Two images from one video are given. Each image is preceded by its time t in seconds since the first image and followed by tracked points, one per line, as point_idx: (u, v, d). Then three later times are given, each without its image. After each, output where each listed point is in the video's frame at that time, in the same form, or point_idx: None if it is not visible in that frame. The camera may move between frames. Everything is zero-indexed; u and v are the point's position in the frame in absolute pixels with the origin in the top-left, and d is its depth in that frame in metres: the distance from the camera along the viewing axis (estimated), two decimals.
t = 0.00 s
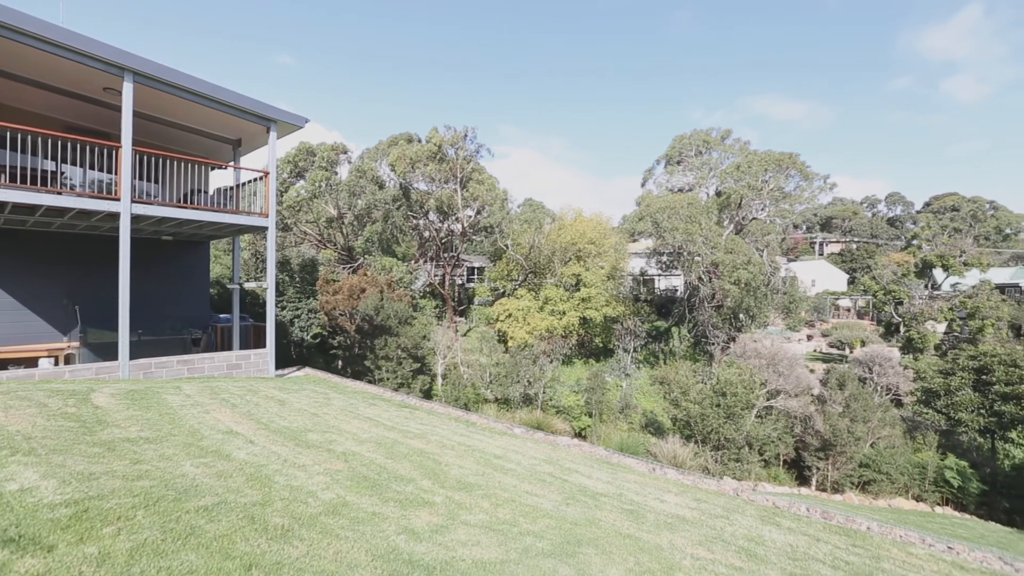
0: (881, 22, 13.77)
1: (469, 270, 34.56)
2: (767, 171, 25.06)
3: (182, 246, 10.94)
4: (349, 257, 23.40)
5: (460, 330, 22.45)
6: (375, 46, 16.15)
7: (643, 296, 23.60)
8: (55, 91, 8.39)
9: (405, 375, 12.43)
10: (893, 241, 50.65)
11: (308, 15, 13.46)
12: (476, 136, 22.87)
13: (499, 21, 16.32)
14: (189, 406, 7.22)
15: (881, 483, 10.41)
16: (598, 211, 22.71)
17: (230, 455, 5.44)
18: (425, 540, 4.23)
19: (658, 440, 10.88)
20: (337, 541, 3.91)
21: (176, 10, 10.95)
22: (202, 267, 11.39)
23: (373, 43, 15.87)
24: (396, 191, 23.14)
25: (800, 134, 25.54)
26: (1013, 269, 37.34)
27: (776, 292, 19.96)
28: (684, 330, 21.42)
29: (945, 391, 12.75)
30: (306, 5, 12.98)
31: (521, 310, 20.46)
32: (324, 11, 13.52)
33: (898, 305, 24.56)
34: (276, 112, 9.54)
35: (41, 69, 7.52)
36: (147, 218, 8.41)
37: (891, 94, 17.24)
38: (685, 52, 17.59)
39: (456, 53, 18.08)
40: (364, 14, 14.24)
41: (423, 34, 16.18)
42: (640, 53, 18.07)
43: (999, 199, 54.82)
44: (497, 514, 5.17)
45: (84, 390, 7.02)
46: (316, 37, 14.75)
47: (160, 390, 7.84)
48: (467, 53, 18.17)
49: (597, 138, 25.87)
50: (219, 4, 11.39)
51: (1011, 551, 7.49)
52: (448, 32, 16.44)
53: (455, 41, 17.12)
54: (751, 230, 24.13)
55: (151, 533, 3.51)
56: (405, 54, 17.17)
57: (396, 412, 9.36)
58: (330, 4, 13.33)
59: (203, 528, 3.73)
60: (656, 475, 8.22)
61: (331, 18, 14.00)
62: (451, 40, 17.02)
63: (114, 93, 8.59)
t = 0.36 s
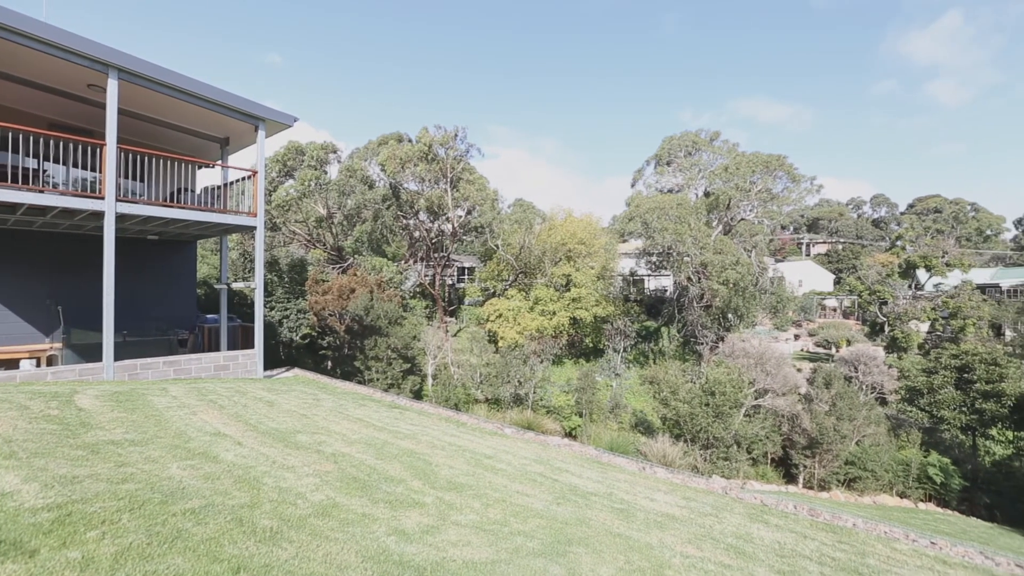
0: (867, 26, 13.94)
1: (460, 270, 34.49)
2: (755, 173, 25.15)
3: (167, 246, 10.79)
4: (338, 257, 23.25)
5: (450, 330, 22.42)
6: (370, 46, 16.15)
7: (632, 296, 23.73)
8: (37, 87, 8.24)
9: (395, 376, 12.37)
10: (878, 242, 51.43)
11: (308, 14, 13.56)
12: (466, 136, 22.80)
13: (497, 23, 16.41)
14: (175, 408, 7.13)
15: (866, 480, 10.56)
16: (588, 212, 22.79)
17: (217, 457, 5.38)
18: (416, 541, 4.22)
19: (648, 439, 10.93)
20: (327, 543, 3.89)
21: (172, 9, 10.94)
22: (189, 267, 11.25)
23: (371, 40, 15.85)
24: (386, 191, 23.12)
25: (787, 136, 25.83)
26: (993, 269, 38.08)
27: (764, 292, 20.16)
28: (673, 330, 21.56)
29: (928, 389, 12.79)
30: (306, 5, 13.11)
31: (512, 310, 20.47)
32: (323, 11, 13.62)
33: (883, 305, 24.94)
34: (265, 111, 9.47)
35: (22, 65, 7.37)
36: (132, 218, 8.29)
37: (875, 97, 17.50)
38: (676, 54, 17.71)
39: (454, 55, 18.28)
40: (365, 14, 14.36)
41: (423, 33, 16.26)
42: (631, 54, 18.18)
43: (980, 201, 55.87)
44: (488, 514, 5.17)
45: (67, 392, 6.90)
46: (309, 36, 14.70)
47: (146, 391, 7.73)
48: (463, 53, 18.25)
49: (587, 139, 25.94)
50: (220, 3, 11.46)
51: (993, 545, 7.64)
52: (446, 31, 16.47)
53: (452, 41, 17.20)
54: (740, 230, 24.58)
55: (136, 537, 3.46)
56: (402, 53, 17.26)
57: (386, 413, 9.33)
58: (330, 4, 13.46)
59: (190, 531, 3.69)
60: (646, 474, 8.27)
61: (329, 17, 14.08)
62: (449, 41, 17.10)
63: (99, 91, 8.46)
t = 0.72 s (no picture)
0: (845, 32, 14.27)
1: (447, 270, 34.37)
2: (740, 175, 25.65)
3: (148, 246, 10.59)
4: (324, 257, 23.03)
5: (438, 330, 22.36)
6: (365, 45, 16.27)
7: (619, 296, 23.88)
8: (13, 82, 8.03)
9: (382, 377, 12.26)
10: (858, 244, 52.42)
11: (305, 14, 13.71)
12: (453, 135, 22.82)
13: (496, 23, 16.46)
14: (156, 410, 7.00)
15: (848, 477, 10.76)
16: (575, 212, 22.88)
17: (200, 460, 5.30)
18: (403, 543, 4.20)
19: (635, 438, 11.00)
20: (312, 546, 3.85)
21: (169, 9, 11.08)
22: (172, 267, 11.09)
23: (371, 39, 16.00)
24: (373, 191, 22.99)
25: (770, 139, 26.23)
26: (969, 270, 39.03)
27: (748, 292, 20.40)
28: (659, 330, 21.72)
29: (907, 387, 13.18)
30: (307, 5, 13.31)
31: (499, 311, 20.47)
32: (323, 11, 13.82)
33: (863, 305, 25.42)
34: (250, 109, 9.35)
35: None
36: (111, 217, 8.12)
37: (855, 101, 17.81)
38: (661, 55, 17.88)
39: (456, 57, 18.50)
40: (364, 14, 14.56)
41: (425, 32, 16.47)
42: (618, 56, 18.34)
43: (956, 204, 57.27)
44: (475, 515, 5.17)
45: (43, 395, 6.74)
46: (299, 35, 14.67)
47: (126, 394, 7.58)
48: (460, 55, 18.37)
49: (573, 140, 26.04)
50: (219, 3, 11.68)
51: (969, 539, 7.86)
52: (445, 30, 16.54)
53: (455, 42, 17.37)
54: (725, 232, 24.96)
55: (116, 543, 3.40)
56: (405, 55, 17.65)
57: (373, 414, 9.27)
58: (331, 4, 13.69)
59: (172, 536, 3.62)
60: (632, 473, 8.33)
61: (331, 17, 14.33)
62: (450, 42, 17.29)
63: (77, 86, 8.28)
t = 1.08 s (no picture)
0: (823, 38, 14.55)
1: (432, 270, 34.17)
2: (721, 176, 25.91)
3: (125, 245, 10.36)
4: (307, 256, 22.75)
5: (422, 330, 22.27)
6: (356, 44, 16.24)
7: (603, 296, 24.03)
8: None
9: (365, 377, 12.16)
10: (836, 245, 53.57)
11: (301, 14, 13.79)
12: (437, 135, 22.85)
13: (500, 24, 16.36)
14: (131, 413, 6.83)
15: (825, 473, 11.04)
16: (560, 212, 22.99)
17: (178, 463, 5.20)
18: (387, 543, 4.18)
19: (618, 437, 11.10)
20: (294, 549, 3.81)
21: (169, 9, 11.35)
22: (150, 265, 10.85)
23: (371, 37, 16.06)
24: (356, 190, 22.81)
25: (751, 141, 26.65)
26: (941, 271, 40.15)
27: (730, 292, 20.72)
28: (643, 330, 21.93)
29: (881, 384, 13.45)
30: (306, 5, 13.44)
31: (483, 310, 20.46)
32: (322, 12, 14.05)
33: (841, 305, 25.99)
34: (230, 105, 9.19)
35: None
36: (85, 214, 7.92)
37: (832, 106, 18.17)
38: (644, 57, 18.04)
39: (455, 57, 18.38)
40: (365, 14, 14.68)
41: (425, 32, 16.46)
42: (602, 57, 18.49)
43: (929, 206, 58.86)
44: (460, 515, 5.16)
45: (12, 398, 6.54)
46: (286, 34, 14.45)
47: (100, 396, 7.39)
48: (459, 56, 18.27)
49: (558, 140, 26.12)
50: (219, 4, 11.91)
51: (940, 532, 8.12)
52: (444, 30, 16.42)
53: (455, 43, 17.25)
54: (707, 233, 25.23)
55: (89, 549, 3.32)
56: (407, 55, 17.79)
57: (357, 415, 9.20)
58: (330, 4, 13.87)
59: (149, 541, 3.55)
60: (616, 471, 8.41)
61: (330, 17, 14.47)
62: (450, 42, 17.23)
63: (49, 80, 8.05)
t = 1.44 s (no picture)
0: (802, 41, 14.80)
1: (416, 270, 33.93)
2: (704, 178, 26.46)
3: (101, 243, 10.10)
4: (289, 255, 22.49)
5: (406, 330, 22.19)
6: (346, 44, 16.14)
7: (588, 296, 24.15)
8: None
9: (349, 378, 12.06)
10: (815, 246, 54.64)
11: (302, 14, 13.73)
12: (421, 134, 22.58)
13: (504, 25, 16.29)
14: (107, 416, 6.66)
15: (804, 469, 11.26)
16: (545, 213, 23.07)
17: (156, 466, 5.10)
18: (371, 545, 4.16)
19: (603, 436, 11.16)
20: (276, 552, 3.76)
21: (168, 9, 11.54)
22: (125, 268, 10.57)
23: (371, 37, 16.04)
24: (340, 189, 22.60)
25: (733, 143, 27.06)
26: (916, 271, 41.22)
27: (712, 292, 21.05)
28: (627, 329, 22.11)
29: (859, 382, 13.76)
30: (306, 5, 13.36)
31: (468, 310, 20.44)
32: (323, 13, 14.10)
33: (819, 305, 26.53)
34: (211, 102, 9.05)
35: None
36: (59, 212, 7.70)
37: (811, 110, 18.53)
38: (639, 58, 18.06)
39: (455, 57, 18.17)
40: (365, 14, 14.65)
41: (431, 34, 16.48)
42: (588, 59, 18.61)
43: (904, 208, 60.35)
44: (445, 515, 5.15)
45: None
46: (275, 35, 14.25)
47: (75, 398, 7.20)
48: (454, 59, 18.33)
49: (542, 141, 26.17)
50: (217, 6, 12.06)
51: (914, 525, 8.33)
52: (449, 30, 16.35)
53: (455, 42, 17.07)
54: (690, 233, 25.53)
55: (63, 556, 3.24)
56: (406, 55, 17.64)
57: (340, 416, 9.11)
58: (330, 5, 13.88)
59: (125, 546, 3.48)
60: (601, 470, 8.46)
61: (331, 17, 14.45)
62: (450, 42, 17.06)
63: (21, 73, 7.82)
